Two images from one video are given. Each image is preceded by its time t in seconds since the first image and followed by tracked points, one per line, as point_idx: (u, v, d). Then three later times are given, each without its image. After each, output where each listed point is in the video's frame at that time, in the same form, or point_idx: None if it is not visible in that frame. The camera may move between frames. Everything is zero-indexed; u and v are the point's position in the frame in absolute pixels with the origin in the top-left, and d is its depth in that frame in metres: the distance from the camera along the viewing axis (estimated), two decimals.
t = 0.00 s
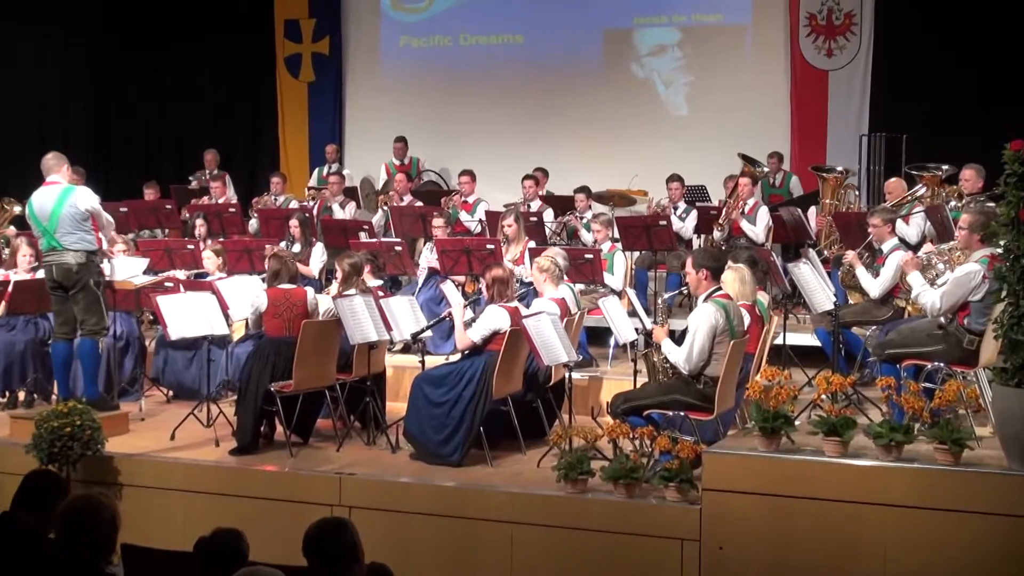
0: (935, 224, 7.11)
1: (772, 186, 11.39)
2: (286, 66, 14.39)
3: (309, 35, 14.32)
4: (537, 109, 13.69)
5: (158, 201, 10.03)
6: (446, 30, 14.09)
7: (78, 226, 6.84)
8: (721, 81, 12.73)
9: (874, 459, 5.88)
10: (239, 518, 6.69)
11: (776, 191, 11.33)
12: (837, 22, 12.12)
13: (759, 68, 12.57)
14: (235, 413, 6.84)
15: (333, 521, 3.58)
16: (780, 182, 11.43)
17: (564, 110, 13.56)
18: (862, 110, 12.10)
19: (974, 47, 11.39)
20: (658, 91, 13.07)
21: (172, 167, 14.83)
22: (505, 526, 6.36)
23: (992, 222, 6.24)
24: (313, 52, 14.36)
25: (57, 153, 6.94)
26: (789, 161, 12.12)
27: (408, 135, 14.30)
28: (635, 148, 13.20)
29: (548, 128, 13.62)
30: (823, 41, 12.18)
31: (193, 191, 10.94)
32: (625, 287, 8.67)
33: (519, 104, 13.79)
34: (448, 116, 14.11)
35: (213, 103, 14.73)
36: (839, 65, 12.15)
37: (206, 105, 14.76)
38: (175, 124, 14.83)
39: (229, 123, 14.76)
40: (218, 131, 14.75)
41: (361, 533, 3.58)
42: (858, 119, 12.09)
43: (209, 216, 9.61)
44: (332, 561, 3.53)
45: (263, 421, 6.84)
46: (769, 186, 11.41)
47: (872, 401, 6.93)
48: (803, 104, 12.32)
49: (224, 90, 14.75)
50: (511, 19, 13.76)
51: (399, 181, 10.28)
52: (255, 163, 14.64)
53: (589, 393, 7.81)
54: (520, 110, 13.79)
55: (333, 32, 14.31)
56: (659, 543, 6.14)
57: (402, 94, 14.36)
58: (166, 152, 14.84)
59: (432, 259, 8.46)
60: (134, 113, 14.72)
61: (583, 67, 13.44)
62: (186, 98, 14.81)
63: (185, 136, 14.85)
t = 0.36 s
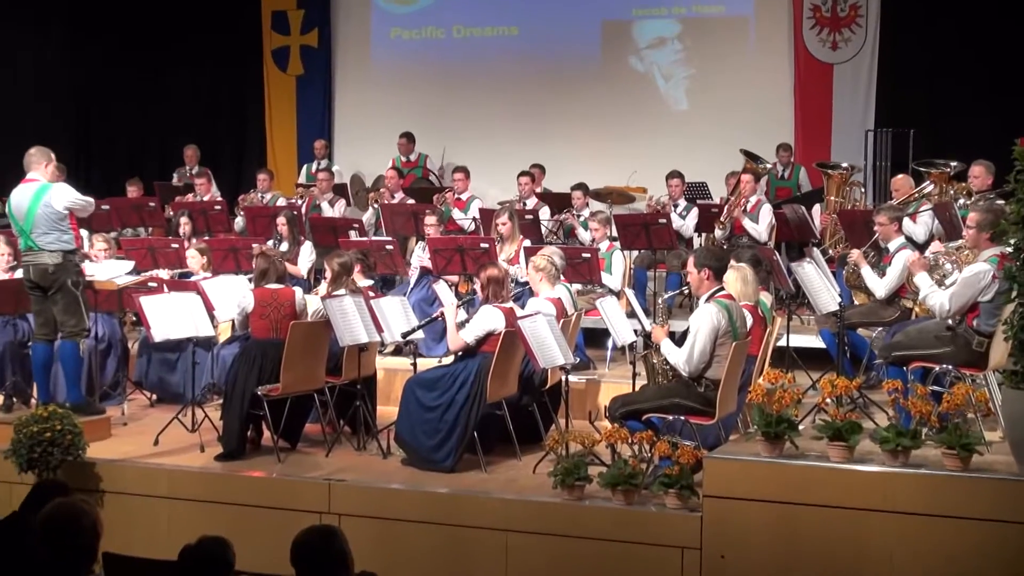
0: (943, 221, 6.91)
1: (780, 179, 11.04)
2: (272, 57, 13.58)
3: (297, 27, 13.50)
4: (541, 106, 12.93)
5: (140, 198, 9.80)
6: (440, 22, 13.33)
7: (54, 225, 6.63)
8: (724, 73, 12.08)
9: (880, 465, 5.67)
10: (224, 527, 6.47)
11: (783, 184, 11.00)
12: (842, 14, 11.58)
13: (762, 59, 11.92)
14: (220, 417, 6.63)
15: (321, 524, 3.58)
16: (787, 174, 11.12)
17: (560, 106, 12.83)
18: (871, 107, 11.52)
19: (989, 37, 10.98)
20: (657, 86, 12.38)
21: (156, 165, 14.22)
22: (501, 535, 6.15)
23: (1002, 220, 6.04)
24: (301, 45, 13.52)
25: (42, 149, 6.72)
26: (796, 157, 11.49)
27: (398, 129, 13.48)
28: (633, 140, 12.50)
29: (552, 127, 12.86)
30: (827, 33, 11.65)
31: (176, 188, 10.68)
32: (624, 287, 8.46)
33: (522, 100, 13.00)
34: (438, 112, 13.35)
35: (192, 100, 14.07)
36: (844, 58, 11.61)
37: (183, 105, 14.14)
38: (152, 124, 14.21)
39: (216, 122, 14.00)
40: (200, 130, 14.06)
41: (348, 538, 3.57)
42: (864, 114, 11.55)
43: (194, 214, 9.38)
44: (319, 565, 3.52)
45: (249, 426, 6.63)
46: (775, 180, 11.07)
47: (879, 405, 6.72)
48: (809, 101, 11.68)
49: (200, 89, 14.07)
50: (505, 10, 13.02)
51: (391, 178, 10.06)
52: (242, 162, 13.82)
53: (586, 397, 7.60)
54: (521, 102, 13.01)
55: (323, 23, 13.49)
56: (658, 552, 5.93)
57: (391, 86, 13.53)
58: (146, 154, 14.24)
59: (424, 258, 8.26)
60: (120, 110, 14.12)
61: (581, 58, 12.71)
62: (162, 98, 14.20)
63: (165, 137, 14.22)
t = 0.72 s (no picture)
0: (948, 219, 6.73)
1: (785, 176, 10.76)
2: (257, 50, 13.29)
3: (284, 19, 13.20)
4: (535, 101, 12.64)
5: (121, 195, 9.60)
6: (430, 14, 13.01)
7: (36, 229, 6.41)
8: (722, 66, 11.84)
9: (885, 471, 5.48)
10: (208, 534, 6.27)
11: (788, 181, 10.75)
12: (845, 6, 11.31)
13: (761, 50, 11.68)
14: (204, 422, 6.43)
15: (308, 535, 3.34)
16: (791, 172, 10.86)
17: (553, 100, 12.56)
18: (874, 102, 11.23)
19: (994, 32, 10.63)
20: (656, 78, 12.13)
21: (137, 162, 13.52)
22: (493, 543, 5.94)
23: (1007, 218, 5.86)
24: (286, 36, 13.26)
25: (37, 147, 6.48)
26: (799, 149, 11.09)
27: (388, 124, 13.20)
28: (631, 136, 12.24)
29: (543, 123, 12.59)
30: (829, 25, 11.38)
31: (158, 185, 10.44)
32: (620, 287, 8.28)
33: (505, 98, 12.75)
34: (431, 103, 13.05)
35: (172, 89, 13.52)
36: (846, 52, 11.35)
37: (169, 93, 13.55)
38: (130, 114, 13.51)
39: (205, 122, 13.48)
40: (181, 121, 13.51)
41: (336, 547, 3.34)
42: (868, 110, 11.27)
43: (176, 212, 9.17)
44: None
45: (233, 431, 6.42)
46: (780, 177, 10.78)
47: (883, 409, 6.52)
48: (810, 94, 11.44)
49: (186, 80, 13.51)
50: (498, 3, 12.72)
51: (379, 175, 9.88)
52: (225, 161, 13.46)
53: (581, 400, 7.39)
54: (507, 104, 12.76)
55: (310, 15, 13.24)
56: (656, 561, 5.73)
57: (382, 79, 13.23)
58: (124, 144, 13.52)
59: (413, 258, 8.04)
60: (102, 103, 13.32)
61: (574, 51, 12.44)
62: (143, 85, 13.52)
63: (142, 128, 13.57)
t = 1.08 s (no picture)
0: (949, 217, 6.55)
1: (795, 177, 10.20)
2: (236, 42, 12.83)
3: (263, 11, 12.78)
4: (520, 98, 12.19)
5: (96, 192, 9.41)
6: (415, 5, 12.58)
7: (24, 229, 6.20)
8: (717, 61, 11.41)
9: (883, 476, 5.30)
10: (185, 543, 6.06)
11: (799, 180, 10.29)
12: None
13: (759, 44, 11.22)
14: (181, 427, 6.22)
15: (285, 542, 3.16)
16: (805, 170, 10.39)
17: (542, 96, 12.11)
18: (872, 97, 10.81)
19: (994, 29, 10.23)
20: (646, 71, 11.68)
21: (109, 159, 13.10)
22: (479, 550, 5.74)
23: (1007, 216, 5.67)
24: (266, 29, 12.80)
25: (34, 145, 6.29)
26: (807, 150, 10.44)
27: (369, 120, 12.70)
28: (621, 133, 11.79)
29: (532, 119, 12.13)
30: (827, 17, 10.97)
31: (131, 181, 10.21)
32: (610, 287, 8.08)
33: (488, 95, 12.32)
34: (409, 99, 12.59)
35: (151, 87, 13.19)
36: (844, 44, 10.91)
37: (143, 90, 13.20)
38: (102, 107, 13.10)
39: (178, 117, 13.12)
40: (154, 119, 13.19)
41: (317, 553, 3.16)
42: (866, 104, 10.84)
43: (151, 209, 8.96)
44: None
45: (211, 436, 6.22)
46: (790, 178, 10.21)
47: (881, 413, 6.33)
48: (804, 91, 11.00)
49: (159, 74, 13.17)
50: None
51: (363, 172, 9.70)
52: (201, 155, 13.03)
53: (570, 404, 7.19)
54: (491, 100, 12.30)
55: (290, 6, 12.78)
56: (648, 570, 5.53)
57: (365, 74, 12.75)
58: (94, 139, 13.12)
59: (398, 257, 7.81)
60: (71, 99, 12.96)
61: (561, 44, 12.01)
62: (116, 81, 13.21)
63: (115, 125, 13.20)
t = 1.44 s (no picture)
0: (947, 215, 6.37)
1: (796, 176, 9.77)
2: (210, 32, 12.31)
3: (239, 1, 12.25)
4: (508, 90, 11.74)
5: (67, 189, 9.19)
6: None
7: (8, 229, 5.97)
8: (707, 54, 10.97)
9: (879, 482, 5.11)
10: (157, 553, 5.84)
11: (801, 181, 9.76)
12: None
13: (749, 36, 10.82)
14: (153, 433, 6.01)
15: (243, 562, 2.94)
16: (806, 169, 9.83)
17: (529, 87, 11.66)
18: (868, 84, 10.27)
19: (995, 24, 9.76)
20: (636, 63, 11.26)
21: (81, 154, 12.55)
22: (462, 559, 5.54)
23: (1006, 214, 5.48)
24: (242, 21, 12.28)
25: (26, 144, 6.08)
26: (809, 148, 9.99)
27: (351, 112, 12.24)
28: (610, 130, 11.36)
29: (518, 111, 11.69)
30: (821, 9, 10.45)
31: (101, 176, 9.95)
32: (598, 288, 7.89)
33: (474, 91, 11.86)
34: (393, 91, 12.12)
35: (120, 76, 12.59)
36: (839, 37, 10.37)
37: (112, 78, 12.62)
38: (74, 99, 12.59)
39: (149, 107, 12.54)
40: (127, 113, 12.58)
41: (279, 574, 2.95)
42: (862, 94, 10.31)
43: (123, 206, 8.75)
44: None
45: (185, 441, 6.00)
46: (790, 176, 9.80)
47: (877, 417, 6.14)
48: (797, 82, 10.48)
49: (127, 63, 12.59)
50: None
51: (342, 168, 9.53)
52: (176, 147, 12.49)
53: (556, 409, 7.00)
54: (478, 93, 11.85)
55: None
56: None
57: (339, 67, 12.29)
58: (66, 134, 12.60)
59: (378, 256, 7.64)
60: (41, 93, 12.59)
61: (547, 34, 11.57)
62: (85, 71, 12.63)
63: (87, 119, 12.60)
